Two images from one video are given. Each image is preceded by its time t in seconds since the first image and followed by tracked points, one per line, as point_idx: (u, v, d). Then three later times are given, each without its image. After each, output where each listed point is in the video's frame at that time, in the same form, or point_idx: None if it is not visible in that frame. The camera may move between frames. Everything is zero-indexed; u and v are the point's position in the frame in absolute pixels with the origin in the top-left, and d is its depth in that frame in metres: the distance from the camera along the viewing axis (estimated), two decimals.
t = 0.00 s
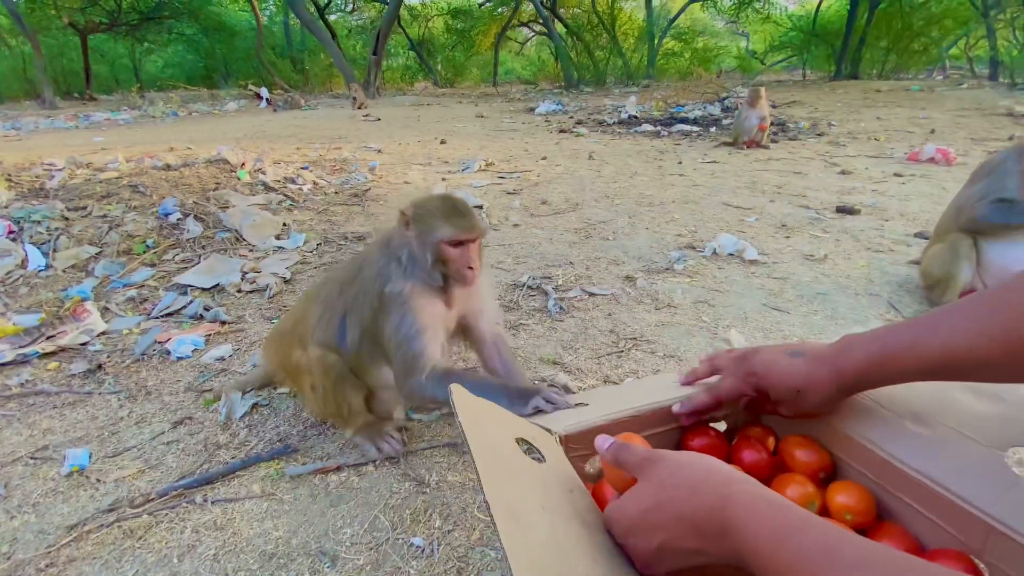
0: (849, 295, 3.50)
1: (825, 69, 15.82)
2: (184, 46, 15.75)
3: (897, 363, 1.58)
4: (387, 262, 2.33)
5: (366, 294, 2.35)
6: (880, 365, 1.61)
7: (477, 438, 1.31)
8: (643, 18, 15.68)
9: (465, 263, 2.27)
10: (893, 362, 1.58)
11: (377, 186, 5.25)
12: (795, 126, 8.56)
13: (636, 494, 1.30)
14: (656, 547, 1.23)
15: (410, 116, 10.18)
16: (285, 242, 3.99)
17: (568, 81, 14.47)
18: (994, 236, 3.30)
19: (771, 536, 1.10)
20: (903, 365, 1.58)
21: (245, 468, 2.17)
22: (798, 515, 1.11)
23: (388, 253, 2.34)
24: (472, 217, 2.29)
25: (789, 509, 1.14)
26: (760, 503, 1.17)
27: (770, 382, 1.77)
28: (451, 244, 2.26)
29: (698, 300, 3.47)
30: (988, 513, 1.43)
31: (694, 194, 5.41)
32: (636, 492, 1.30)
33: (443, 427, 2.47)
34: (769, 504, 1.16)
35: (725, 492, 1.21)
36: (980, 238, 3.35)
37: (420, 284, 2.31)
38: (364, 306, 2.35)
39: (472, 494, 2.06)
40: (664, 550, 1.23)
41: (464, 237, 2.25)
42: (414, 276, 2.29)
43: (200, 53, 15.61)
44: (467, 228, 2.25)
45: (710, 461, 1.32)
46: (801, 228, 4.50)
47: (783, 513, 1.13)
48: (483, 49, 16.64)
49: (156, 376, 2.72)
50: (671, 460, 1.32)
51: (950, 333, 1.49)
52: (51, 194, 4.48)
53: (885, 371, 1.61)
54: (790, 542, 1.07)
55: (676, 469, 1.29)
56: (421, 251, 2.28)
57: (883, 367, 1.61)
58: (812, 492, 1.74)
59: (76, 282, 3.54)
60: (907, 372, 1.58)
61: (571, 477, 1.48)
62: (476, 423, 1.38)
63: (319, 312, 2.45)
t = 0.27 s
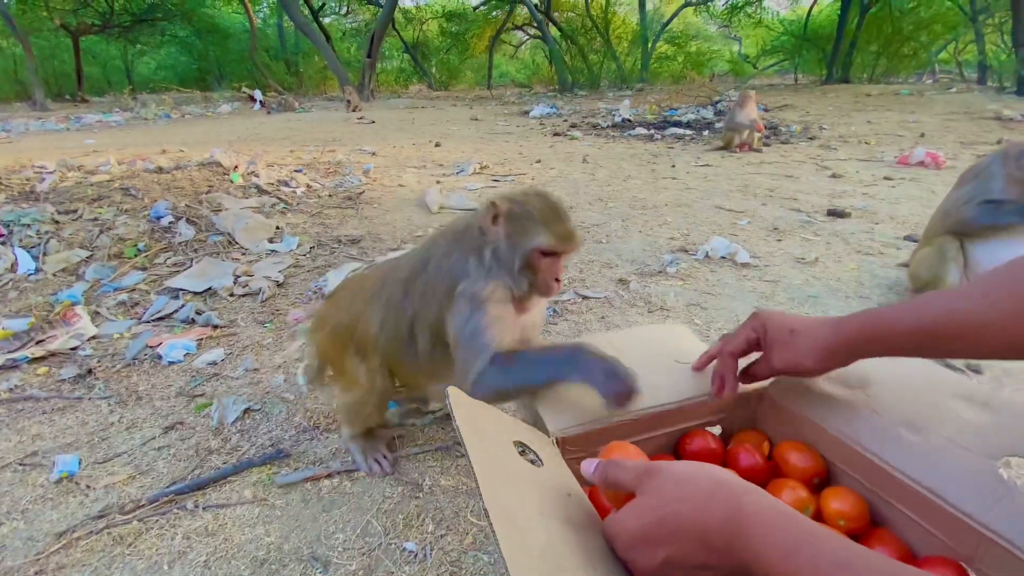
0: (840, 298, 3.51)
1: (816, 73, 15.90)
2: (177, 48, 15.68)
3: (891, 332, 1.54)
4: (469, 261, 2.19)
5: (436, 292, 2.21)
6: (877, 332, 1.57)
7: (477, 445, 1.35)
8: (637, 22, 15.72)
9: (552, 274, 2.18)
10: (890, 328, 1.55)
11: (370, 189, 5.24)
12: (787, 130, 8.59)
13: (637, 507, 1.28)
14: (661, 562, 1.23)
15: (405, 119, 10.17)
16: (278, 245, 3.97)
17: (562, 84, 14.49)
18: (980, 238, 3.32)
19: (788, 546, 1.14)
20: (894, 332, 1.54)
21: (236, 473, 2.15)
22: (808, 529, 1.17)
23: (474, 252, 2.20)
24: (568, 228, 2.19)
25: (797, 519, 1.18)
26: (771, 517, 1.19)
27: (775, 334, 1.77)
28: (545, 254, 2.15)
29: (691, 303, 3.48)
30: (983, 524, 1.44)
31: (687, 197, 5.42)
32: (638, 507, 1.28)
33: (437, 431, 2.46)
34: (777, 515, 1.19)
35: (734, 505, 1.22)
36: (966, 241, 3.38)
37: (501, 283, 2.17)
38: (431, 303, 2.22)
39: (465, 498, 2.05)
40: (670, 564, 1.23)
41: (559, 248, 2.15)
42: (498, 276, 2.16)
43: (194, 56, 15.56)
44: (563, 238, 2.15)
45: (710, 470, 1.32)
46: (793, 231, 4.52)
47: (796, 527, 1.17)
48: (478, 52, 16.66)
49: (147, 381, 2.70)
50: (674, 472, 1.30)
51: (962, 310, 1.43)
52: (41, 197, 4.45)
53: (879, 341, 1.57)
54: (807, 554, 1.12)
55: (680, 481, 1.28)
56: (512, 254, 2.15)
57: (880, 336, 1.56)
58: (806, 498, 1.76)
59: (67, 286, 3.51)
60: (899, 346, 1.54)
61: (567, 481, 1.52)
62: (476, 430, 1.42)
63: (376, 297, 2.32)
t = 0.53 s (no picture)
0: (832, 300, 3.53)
1: (807, 77, 16.00)
2: (169, 49, 15.57)
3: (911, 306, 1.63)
4: (481, 249, 2.19)
5: (452, 283, 2.23)
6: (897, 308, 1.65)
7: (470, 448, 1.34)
8: (630, 25, 15.77)
9: (564, 259, 2.18)
10: (910, 306, 1.63)
11: (363, 192, 5.22)
12: (779, 135, 8.63)
13: (646, 520, 1.26)
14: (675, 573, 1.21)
15: (398, 122, 10.15)
16: (270, 247, 3.95)
17: (555, 87, 14.52)
18: (968, 241, 3.37)
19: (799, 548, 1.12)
20: (916, 309, 1.62)
21: (227, 479, 2.13)
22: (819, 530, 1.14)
23: (485, 240, 2.20)
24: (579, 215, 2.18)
25: (804, 522, 1.16)
26: (777, 521, 1.16)
27: (798, 323, 1.83)
28: (556, 239, 2.16)
29: (685, 305, 3.48)
30: (976, 527, 1.43)
31: (680, 200, 5.43)
32: (645, 521, 1.25)
33: (430, 435, 2.45)
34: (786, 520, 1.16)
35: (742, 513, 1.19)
36: (954, 244, 3.40)
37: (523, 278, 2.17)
38: (450, 296, 2.23)
39: (458, 502, 2.04)
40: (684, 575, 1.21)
41: (571, 232, 2.16)
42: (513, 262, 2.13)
43: (186, 58, 15.48)
44: (574, 222, 2.16)
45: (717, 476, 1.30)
46: (785, 234, 4.54)
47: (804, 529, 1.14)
48: (471, 55, 16.67)
49: (136, 385, 2.67)
50: (679, 483, 1.28)
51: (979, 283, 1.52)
52: (30, 200, 4.40)
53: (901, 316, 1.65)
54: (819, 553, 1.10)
55: (686, 491, 1.25)
56: (524, 240, 2.16)
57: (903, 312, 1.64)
58: (799, 499, 1.78)
59: (55, 289, 3.47)
60: (919, 321, 1.63)
61: (561, 483, 1.51)
62: (468, 433, 1.41)
63: (408, 303, 2.35)
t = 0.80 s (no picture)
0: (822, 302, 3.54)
1: (797, 81, 16.10)
2: (159, 51, 15.49)
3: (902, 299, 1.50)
4: (453, 242, 2.38)
5: (429, 271, 2.38)
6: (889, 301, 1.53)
7: (460, 451, 1.33)
8: (622, 29, 15.83)
9: (534, 243, 2.33)
10: (902, 298, 1.50)
11: (355, 194, 5.20)
12: (770, 138, 8.68)
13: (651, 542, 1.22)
14: None
15: (391, 124, 10.14)
16: (261, 250, 3.92)
17: (548, 90, 14.54)
18: (953, 245, 3.40)
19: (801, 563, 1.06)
20: (903, 302, 1.50)
21: (217, 484, 2.11)
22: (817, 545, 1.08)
23: (458, 233, 2.39)
24: (542, 201, 2.33)
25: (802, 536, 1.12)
26: (777, 536, 1.12)
27: (779, 318, 1.73)
28: (524, 223, 2.30)
29: (676, 307, 3.47)
30: (964, 528, 1.43)
31: (672, 203, 5.44)
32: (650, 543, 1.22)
33: (422, 439, 2.43)
34: (786, 534, 1.11)
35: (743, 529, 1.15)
36: (941, 246, 3.41)
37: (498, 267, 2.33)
38: (425, 283, 2.36)
39: (450, 506, 2.02)
40: None
41: (538, 216, 2.29)
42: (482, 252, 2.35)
43: (177, 59, 15.42)
44: (540, 206, 2.30)
45: (715, 488, 1.25)
46: (776, 237, 4.55)
47: (803, 544, 1.09)
48: (464, 58, 16.68)
49: (125, 390, 2.65)
50: (677, 499, 1.23)
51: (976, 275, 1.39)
52: (18, 203, 4.36)
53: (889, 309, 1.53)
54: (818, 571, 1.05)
55: (684, 508, 1.20)
56: (495, 228, 2.31)
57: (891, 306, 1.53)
58: (790, 501, 1.79)
59: (43, 293, 3.44)
60: (907, 314, 1.51)
61: (555, 487, 1.49)
62: (460, 435, 1.40)
63: (395, 300, 2.46)
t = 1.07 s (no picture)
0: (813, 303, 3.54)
1: (788, 84, 16.20)
2: (149, 53, 15.40)
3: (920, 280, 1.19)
4: (444, 243, 2.39)
5: (420, 271, 2.40)
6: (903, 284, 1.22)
7: (449, 454, 1.32)
8: (615, 32, 15.87)
9: (528, 247, 2.32)
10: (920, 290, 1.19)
11: (347, 196, 5.18)
12: (762, 141, 8.72)
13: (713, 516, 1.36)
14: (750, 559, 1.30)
15: (384, 126, 10.11)
16: (252, 253, 3.89)
17: (541, 93, 14.55)
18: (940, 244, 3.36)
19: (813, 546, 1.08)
20: (920, 287, 1.19)
21: (206, 491, 2.08)
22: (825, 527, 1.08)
23: (450, 235, 2.40)
24: (536, 204, 2.32)
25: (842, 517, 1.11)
26: (803, 520, 1.13)
27: (773, 318, 1.40)
28: (519, 227, 2.29)
29: (669, 309, 3.47)
30: (946, 524, 1.45)
31: (665, 205, 5.44)
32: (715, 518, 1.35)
33: (414, 443, 2.40)
34: (811, 520, 1.12)
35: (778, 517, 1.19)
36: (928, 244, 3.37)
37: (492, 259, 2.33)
38: (417, 281, 2.39)
39: (443, 511, 2.00)
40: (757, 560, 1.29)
41: (532, 221, 2.29)
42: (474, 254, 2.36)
43: (168, 60, 15.32)
44: (534, 210, 2.30)
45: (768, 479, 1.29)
46: (769, 239, 4.56)
47: (815, 526, 1.10)
48: (458, 60, 16.68)
49: (113, 395, 2.61)
50: (732, 485, 1.33)
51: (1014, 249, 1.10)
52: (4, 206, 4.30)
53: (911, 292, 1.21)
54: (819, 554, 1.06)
55: (736, 493, 1.30)
56: (488, 232, 2.30)
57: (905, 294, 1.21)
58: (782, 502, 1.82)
59: (29, 297, 3.40)
60: (926, 308, 1.19)
61: (548, 490, 1.47)
62: (452, 438, 1.40)
63: (384, 300, 2.50)
